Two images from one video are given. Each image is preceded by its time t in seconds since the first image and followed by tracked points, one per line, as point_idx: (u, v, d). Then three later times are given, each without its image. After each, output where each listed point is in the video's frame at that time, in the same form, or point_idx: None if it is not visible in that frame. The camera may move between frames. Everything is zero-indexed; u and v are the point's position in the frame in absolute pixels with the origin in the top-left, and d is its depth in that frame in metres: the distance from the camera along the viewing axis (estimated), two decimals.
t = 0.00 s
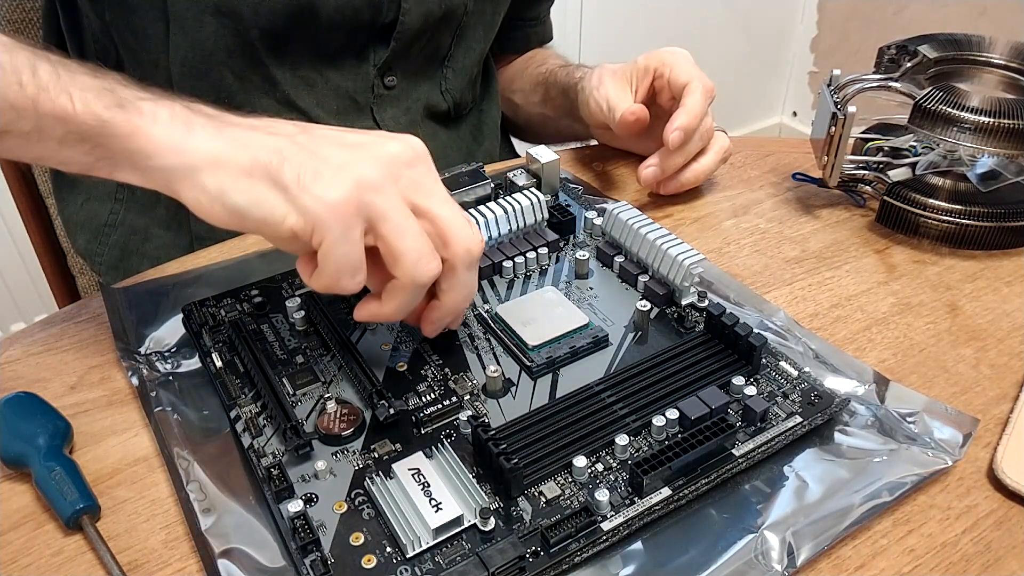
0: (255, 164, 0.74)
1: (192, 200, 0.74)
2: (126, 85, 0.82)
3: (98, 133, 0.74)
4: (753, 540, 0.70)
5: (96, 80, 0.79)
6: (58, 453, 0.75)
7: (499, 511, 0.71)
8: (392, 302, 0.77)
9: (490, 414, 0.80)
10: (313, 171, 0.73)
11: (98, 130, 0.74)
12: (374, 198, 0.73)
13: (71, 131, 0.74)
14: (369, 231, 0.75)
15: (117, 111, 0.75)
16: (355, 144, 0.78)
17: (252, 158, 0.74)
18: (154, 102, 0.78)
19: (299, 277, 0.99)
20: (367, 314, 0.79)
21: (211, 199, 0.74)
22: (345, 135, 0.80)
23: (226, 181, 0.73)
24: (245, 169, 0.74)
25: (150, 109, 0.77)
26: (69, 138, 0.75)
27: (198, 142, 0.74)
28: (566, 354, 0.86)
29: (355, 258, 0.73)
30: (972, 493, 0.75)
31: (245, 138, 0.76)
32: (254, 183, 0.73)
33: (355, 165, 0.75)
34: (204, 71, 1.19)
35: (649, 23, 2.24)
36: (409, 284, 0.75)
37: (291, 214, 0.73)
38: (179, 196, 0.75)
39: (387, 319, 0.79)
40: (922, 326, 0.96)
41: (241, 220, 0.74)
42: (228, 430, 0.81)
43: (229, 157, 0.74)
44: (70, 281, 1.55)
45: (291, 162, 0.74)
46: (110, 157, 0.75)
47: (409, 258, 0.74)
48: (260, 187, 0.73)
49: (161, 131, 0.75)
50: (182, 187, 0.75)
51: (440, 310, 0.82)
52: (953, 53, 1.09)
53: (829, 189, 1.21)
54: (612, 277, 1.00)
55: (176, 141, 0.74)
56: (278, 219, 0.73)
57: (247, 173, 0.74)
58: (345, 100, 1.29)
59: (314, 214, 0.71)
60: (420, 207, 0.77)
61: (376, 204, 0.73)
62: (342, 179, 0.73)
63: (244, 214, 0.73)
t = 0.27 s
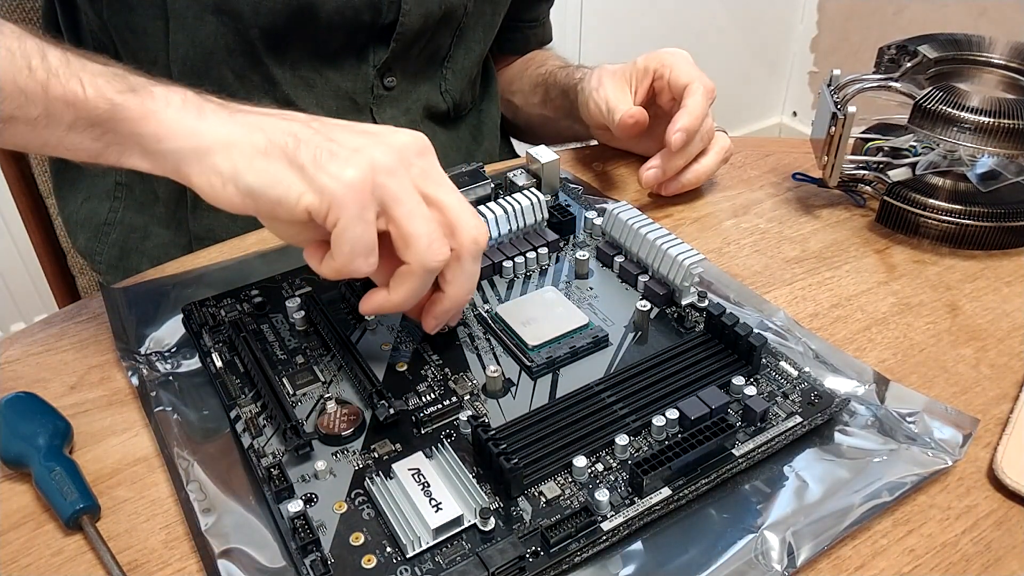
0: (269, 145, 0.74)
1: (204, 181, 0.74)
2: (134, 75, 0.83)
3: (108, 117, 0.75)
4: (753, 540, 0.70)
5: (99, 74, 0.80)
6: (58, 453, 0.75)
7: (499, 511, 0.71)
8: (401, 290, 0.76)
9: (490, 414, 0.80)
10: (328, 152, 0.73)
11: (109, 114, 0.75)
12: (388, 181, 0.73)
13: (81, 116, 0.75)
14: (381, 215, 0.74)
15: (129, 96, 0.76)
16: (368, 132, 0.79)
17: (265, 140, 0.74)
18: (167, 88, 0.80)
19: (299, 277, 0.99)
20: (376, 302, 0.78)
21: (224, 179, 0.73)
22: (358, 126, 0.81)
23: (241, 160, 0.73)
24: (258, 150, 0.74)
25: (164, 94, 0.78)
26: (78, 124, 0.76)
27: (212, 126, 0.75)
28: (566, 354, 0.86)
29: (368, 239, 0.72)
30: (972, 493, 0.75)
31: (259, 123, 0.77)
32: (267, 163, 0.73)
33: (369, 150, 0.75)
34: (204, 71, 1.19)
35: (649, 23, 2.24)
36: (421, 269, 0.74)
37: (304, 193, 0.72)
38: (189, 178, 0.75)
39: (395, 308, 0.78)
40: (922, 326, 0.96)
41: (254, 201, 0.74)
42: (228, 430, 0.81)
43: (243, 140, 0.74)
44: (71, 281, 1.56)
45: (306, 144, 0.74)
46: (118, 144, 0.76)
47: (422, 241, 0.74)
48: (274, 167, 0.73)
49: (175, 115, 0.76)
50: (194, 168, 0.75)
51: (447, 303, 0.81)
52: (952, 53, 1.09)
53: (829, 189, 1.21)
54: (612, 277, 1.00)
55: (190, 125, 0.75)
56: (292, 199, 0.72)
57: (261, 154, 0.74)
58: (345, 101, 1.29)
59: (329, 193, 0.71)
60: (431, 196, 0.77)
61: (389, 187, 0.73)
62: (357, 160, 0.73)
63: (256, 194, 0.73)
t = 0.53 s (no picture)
0: (268, 153, 0.74)
1: (202, 184, 0.74)
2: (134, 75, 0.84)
3: (109, 118, 0.75)
4: (753, 540, 0.70)
5: (100, 74, 0.80)
6: (58, 453, 0.75)
7: (499, 511, 0.71)
8: (395, 299, 0.75)
9: (490, 414, 0.80)
10: (327, 165, 0.73)
11: (110, 114, 0.75)
12: (386, 196, 0.73)
13: (82, 117, 0.76)
14: (378, 229, 0.74)
15: (131, 97, 0.77)
16: (369, 146, 0.78)
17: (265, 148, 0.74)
18: (171, 91, 0.80)
19: (299, 277, 0.99)
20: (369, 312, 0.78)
21: (222, 184, 0.73)
22: (360, 138, 0.81)
23: (239, 167, 0.73)
24: (257, 158, 0.74)
25: (167, 97, 0.79)
26: (79, 124, 0.76)
27: (213, 131, 0.75)
28: (566, 355, 0.86)
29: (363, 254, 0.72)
30: (972, 493, 0.75)
31: (259, 130, 0.76)
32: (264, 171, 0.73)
33: (368, 165, 0.74)
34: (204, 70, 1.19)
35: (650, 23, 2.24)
36: (417, 283, 0.74)
37: (300, 204, 0.72)
38: (188, 180, 0.75)
39: (389, 315, 0.78)
40: (922, 326, 0.96)
41: (251, 208, 0.73)
42: (228, 430, 0.81)
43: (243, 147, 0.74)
44: (71, 281, 1.56)
45: (305, 155, 0.74)
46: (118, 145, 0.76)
47: (418, 256, 0.73)
48: (272, 175, 0.73)
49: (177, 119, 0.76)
50: (193, 171, 0.75)
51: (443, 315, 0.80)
52: (953, 53, 1.09)
53: (829, 189, 1.21)
54: (612, 277, 1.00)
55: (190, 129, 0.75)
56: (288, 209, 0.72)
57: (259, 162, 0.73)
58: (345, 101, 1.30)
59: (326, 207, 0.70)
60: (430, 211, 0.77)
61: (387, 202, 0.73)
62: (356, 174, 0.72)
63: (253, 202, 0.73)
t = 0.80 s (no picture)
0: (262, 163, 0.74)
1: (196, 192, 0.75)
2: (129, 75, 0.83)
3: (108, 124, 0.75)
4: (753, 540, 0.70)
5: (100, 77, 0.80)
6: (58, 453, 0.75)
7: (499, 511, 0.71)
8: (385, 306, 0.75)
9: (490, 414, 0.80)
10: (319, 177, 0.73)
11: (109, 122, 0.75)
12: (378, 209, 0.73)
13: (79, 123, 0.75)
14: (371, 240, 0.74)
15: (128, 103, 0.77)
16: (363, 157, 0.78)
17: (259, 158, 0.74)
18: (168, 97, 0.80)
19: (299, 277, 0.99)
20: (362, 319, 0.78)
21: (216, 193, 0.74)
22: (355, 148, 0.81)
23: (233, 177, 0.74)
24: (251, 169, 0.74)
25: (164, 103, 0.79)
26: (76, 130, 0.76)
27: (208, 139, 0.75)
28: (566, 354, 0.86)
29: (354, 266, 0.72)
30: (972, 493, 0.75)
31: (254, 138, 0.77)
32: (257, 182, 0.74)
33: (361, 177, 0.74)
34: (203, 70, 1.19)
35: (650, 23, 2.24)
36: (409, 294, 0.73)
37: (292, 215, 0.72)
38: (183, 188, 0.76)
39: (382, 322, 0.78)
40: (922, 326, 0.96)
41: (244, 217, 0.74)
42: (228, 430, 0.81)
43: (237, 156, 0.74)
44: (71, 281, 1.56)
45: (298, 166, 0.74)
46: (119, 146, 0.76)
47: (410, 268, 0.73)
48: (265, 186, 0.73)
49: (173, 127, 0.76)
50: (187, 179, 0.75)
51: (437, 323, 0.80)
52: (953, 53, 1.09)
53: (829, 189, 1.21)
54: (612, 277, 1.00)
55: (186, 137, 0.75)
56: (281, 220, 0.72)
57: (252, 172, 0.74)
58: (345, 101, 1.30)
59: (317, 219, 0.71)
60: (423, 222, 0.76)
61: (379, 215, 0.73)
62: (347, 187, 0.72)
63: (246, 211, 0.73)
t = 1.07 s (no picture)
0: (246, 152, 0.73)
1: (183, 187, 0.74)
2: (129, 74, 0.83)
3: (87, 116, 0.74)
4: (753, 540, 0.70)
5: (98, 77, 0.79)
6: (58, 452, 0.75)
7: (499, 511, 0.71)
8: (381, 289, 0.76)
9: (490, 414, 0.80)
10: (303, 163, 0.72)
11: (88, 113, 0.74)
12: (364, 190, 0.72)
13: (60, 114, 0.75)
14: (360, 223, 0.74)
15: (106, 95, 0.75)
16: (347, 138, 0.78)
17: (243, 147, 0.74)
18: (146, 87, 0.79)
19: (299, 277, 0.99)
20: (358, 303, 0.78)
21: (202, 185, 0.74)
22: (339, 129, 0.80)
23: (218, 169, 0.73)
24: (235, 159, 0.73)
25: (143, 94, 0.77)
26: (59, 122, 0.75)
27: (190, 131, 0.74)
28: (566, 355, 0.86)
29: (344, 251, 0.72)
30: (972, 493, 0.75)
31: (237, 127, 0.76)
32: (243, 172, 0.73)
33: (346, 160, 0.74)
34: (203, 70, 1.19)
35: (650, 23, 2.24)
36: (402, 275, 0.73)
37: (280, 204, 0.72)
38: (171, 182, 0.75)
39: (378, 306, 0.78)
40: (922, 326, 0.96)
41: (232, 209, 0.74)
42: (228, 430, 0.81)
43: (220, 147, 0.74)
44: (71, 281, 1.56)
45: (282, 153, 0.73)
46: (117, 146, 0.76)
47: (401, 249, 0.73)
48: (251, 176, 0.73)
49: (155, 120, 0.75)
50: (174, 172, 0.75)
51: (436, 305, 0.80)
52: (953, 53, 1.09)
53: (829, 189, 1.21)
54: (612, 277, 1.00)
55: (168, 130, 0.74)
56: (269, 210, 0.72)
57: (237, 162, 0.73)
58: (345, 101, 1.30)
59: (304, 206, 0.71)
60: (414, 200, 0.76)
61: (367, 197, 0.72)
62: (332, 171, 0.72)
63: (234, 202, 0.73)
